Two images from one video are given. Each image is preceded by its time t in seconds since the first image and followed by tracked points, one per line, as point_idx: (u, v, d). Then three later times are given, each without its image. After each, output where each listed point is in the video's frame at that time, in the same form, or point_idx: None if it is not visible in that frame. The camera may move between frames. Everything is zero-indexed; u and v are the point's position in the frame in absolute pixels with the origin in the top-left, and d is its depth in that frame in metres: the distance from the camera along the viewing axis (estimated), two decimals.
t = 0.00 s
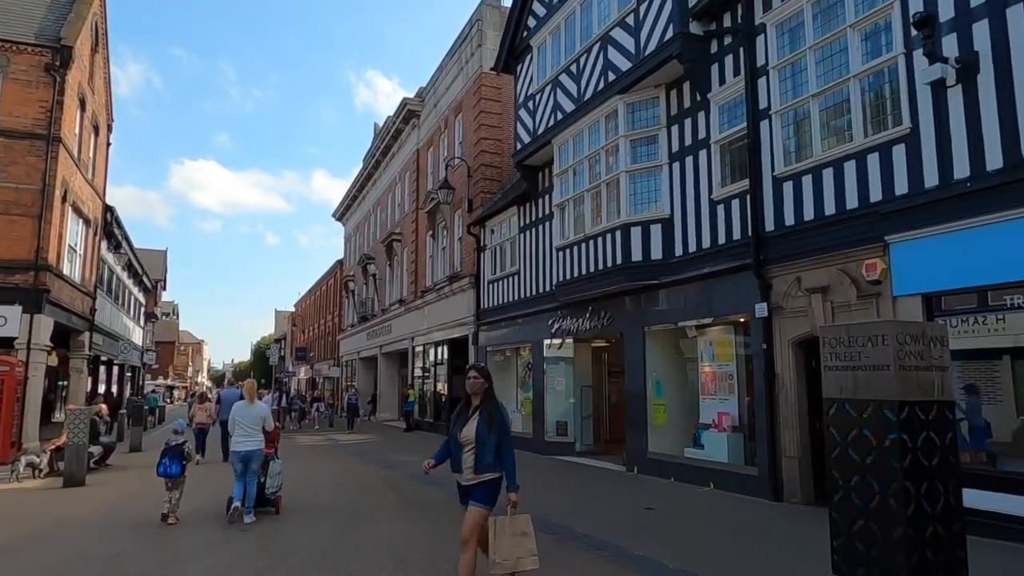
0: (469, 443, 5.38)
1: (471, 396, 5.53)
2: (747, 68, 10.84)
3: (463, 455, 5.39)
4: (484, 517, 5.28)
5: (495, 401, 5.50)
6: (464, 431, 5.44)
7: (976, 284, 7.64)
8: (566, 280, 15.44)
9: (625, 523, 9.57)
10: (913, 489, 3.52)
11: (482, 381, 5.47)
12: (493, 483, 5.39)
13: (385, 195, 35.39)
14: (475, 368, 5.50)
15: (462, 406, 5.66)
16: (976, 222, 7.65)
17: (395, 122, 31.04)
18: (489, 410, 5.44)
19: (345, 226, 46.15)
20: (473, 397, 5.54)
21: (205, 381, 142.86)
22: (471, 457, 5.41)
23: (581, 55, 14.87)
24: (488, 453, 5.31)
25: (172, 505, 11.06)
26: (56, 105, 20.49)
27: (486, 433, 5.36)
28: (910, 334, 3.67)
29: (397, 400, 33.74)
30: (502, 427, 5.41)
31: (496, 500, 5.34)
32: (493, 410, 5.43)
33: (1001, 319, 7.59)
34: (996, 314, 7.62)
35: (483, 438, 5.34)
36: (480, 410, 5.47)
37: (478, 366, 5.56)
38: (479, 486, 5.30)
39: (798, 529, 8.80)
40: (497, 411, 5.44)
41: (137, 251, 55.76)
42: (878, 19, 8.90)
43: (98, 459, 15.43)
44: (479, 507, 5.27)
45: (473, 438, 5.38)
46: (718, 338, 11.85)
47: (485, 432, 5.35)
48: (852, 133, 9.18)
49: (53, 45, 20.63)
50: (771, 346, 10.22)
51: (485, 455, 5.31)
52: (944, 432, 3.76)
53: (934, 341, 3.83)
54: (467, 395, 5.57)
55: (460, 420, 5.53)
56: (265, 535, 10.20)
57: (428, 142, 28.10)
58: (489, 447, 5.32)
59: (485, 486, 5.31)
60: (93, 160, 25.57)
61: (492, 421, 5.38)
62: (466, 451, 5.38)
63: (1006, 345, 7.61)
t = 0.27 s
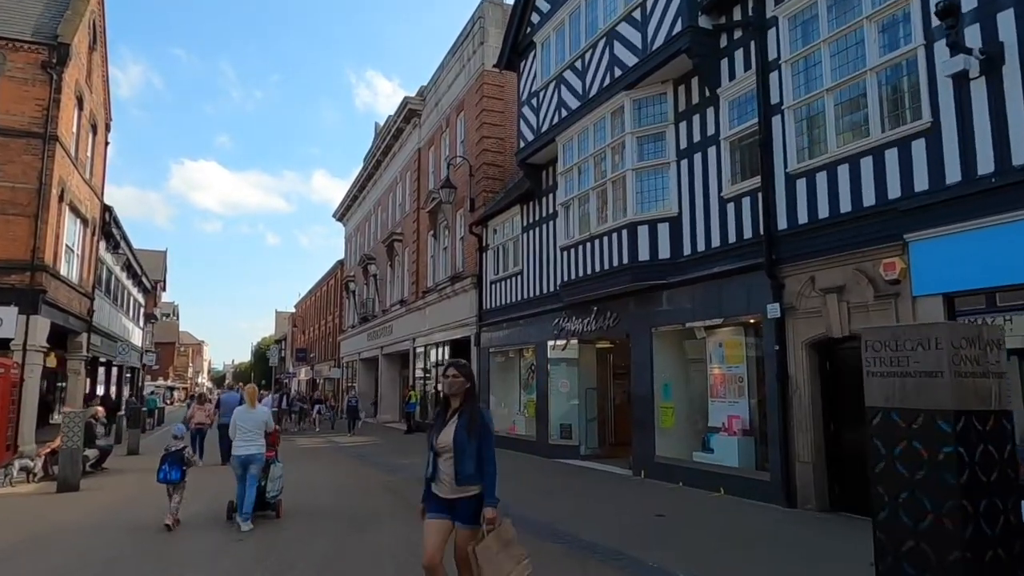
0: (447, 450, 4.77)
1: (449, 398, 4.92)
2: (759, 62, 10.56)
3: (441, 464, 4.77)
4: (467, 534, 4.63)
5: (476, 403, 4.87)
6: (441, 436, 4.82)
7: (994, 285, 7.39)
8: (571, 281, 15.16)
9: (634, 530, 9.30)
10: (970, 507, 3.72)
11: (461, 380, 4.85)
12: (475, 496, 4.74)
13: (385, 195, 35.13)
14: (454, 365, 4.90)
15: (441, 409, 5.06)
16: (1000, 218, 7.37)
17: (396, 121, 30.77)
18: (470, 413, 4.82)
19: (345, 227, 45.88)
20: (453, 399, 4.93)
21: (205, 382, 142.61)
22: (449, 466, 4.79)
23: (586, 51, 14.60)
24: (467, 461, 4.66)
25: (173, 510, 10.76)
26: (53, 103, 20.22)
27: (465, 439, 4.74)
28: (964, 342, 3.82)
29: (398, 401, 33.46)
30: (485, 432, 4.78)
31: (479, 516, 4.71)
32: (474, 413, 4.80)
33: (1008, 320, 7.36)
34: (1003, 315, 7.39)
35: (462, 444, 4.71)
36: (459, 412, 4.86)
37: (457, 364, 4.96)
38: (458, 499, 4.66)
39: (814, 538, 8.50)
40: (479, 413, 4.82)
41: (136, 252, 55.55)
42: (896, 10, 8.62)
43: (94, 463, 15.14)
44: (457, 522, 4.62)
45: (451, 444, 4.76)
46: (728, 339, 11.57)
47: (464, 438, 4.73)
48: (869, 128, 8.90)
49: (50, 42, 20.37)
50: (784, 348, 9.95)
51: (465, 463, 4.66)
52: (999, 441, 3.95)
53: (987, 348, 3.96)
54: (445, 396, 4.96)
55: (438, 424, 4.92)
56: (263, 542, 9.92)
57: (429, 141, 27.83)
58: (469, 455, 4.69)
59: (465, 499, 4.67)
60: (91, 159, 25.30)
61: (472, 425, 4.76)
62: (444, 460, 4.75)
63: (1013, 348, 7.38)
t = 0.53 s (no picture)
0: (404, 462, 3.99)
1: (403, 397, 4.12)
2: (770, 48, 10.22)
3: (398, 478, 3.99)
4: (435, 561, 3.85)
5: (435, 401, 4.07)
6: (395, 446, 4.02)
7: (1014, 278, 7.06)
8: (574, 276, 14.83)
9: (641, 532, 8.97)
10: None
11: (416, 376, 4.05)
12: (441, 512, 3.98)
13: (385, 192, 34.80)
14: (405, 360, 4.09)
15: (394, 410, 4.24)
16: None
17: (396, 116, 30.42)
18: (429, 413, 4.02)
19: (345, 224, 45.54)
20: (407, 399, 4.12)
21: (205, 381, 142.30)
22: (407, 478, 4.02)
23: (590, 40, 14.26)
24: (428, 472, 3.90)
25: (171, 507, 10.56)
26: (47, 96, 19.88)
27: (424, 447, 3.94)
28: None
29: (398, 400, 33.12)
30: (448, 435, 3.99)
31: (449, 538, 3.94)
32: (433, 414, 4.01)
33: None
34: None
35: (422, 453, 3.92)
36: (415, 414, 4.05)
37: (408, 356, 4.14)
38: (420, 519, 3.87)
39: (830, 541, 8.15)
40: (440, 413, 4.02)
41: (135, 250, 55.21)
42: None
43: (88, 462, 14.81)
44: (421, 546, 3.85)
45: (408, 453, 3.97)
46: (737, 335, 11.23)
47: (423, 446, 3.93)
48: (887, 114, 8.56)
49: (44, 35, 20.02)
50: (797, 343, 9.61)
51: (426, 476, 3.88)
52: None
53: None
54: (398, 396, 4.16)
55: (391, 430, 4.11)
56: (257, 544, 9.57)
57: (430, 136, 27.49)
58: (431, 466, 3.90)
59: (429, 518, 3.89)
60: (86, 154, 24.97)
61: (432, 429, 3.96)
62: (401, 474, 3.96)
63: None
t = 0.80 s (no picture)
0: (350, 474, 3.32)
1: (349, 397, 3.46)
2: (786, 36, 9.85)
3: (343, 493, 3.34)
4: None
5: (389, 400, 3.42)
6: (337, 456, 3.34)
7: None
8: (581, 274, 14.47)
9: (654, 539, 8.60)
10: None
11: (363, 372, 3.40)
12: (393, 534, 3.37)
13: (387, 190, 34.49)
14: (348, 352, 3.43)
15: (338, 409, 3.57)
16: None
17: (398, 113, 30.07)
18: (381, 415, 3.36)
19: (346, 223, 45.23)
20: (355, 398, 3.47)
21: (208, 381, 142.34)
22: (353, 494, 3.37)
23: (597, 32, 13.89)
24: (381, 489, 3.25)
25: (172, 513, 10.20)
26: (44, 93, 19.56)
27: (376, 456, 3.28)
28: None
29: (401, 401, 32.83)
30: (403, 442, 3.34)
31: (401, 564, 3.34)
32: (387, 416, 3.35)
33: None
34: None
35: (372, 464, 3.26)
36: (365, 416, 3.39)
37: (354, 348, 3.47)
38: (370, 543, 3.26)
39: (855, 551, 7.76)
40: (394, 415, 3.37)
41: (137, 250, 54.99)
42: None
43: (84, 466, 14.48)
44: None
45: (354, 464, 3.31)
46: (751, 334, 10.88)
47: (374, 455, 3.26)
48: (910, 102, 8.18)
49: (40, 30, 19.70)
50: (816, 341, 9.26)
51: (378, 492, 3.25)
52: None
53: None
54: (342, 395, 3.50)
55: (334, 435, 3.43)
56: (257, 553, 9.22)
57: (432, 133, 27.16)
58: (383, 480, 3.26)
59: (379, 543, 3.28)
60: (85, 152, 24.66)
61: (384, 434, 3.29)
62: (347, 490, 3.32)
63: None
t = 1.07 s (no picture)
0: (281, 496, 2.67)
1: (289, 398, 2.83)
2: (810, 17, 9.48)
3: (274, 520, 2.69)
4: None
5: (334, 404, 2.76)
6: (266, 472, 2.70)
7: None
8: (595, 267, 14.16)
9: (674, 542, 8.29)
10: None
11: (303, 367, 2.78)
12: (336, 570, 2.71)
13: (397, 184, 34.26)
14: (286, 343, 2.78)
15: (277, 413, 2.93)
16: None
17: (407, 107, 29.80)
18: (322, 422, 2.69)
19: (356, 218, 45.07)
20: (295, 399, 2.83)
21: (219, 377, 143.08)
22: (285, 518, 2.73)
23: (610, 18, 13.54)
24: (316, 517, 2.60)
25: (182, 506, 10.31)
26: (51, 87, 19.43)
27: (312, 476, 2.61)
28: None
29: (411, 396, 32.67)
30: (350, 459, 2.67)
31: None
32: (328, 425, 2.67)
33: None
34: None
35: (306, 487, 2.59)
36: (304, 422, 2.74)
37: (295, 337, 2.82)
38: None
39: (886, 553, 7.42)
40: (340, 422, 2.70)
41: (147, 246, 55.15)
42: None
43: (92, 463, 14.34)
44: None
45: (286, 486, 2.66)
46: (772, 327, 10.54)
47: (308, 475, 2.60)
48: (944, 83, 7.80)
49: (47, 24, 19.53)
50: (841, 334, 8.91)
51: (315, 521, 2.60)
52: None
53: None
54: (281, 395, 2.86)
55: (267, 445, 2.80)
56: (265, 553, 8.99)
57: (442, 126, 26.87)
58: (319, 506, 2.60)
59: None
60: (94, 147, 24.55)
61: (324, 449, 2.63)
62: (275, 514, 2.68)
63: None
